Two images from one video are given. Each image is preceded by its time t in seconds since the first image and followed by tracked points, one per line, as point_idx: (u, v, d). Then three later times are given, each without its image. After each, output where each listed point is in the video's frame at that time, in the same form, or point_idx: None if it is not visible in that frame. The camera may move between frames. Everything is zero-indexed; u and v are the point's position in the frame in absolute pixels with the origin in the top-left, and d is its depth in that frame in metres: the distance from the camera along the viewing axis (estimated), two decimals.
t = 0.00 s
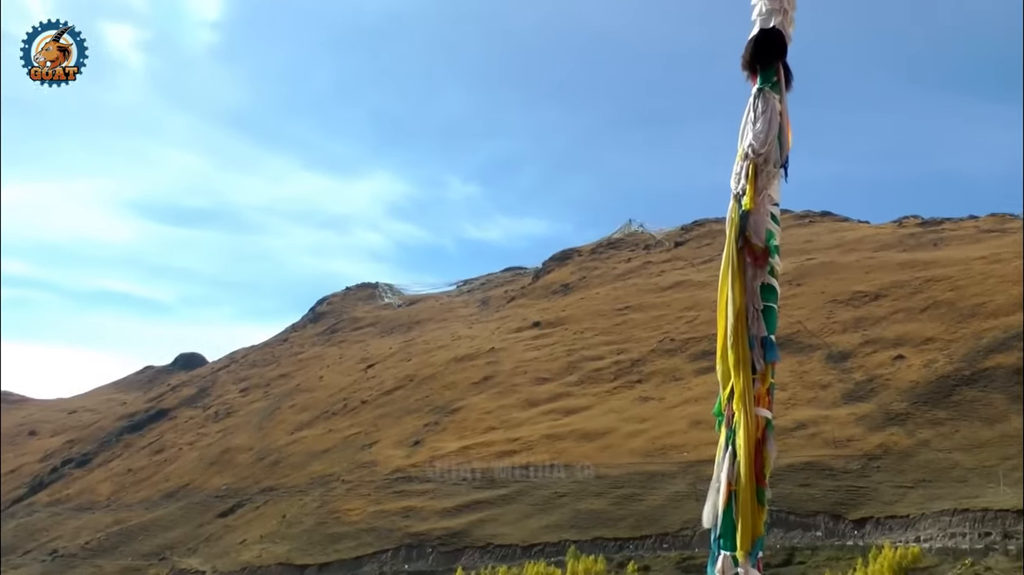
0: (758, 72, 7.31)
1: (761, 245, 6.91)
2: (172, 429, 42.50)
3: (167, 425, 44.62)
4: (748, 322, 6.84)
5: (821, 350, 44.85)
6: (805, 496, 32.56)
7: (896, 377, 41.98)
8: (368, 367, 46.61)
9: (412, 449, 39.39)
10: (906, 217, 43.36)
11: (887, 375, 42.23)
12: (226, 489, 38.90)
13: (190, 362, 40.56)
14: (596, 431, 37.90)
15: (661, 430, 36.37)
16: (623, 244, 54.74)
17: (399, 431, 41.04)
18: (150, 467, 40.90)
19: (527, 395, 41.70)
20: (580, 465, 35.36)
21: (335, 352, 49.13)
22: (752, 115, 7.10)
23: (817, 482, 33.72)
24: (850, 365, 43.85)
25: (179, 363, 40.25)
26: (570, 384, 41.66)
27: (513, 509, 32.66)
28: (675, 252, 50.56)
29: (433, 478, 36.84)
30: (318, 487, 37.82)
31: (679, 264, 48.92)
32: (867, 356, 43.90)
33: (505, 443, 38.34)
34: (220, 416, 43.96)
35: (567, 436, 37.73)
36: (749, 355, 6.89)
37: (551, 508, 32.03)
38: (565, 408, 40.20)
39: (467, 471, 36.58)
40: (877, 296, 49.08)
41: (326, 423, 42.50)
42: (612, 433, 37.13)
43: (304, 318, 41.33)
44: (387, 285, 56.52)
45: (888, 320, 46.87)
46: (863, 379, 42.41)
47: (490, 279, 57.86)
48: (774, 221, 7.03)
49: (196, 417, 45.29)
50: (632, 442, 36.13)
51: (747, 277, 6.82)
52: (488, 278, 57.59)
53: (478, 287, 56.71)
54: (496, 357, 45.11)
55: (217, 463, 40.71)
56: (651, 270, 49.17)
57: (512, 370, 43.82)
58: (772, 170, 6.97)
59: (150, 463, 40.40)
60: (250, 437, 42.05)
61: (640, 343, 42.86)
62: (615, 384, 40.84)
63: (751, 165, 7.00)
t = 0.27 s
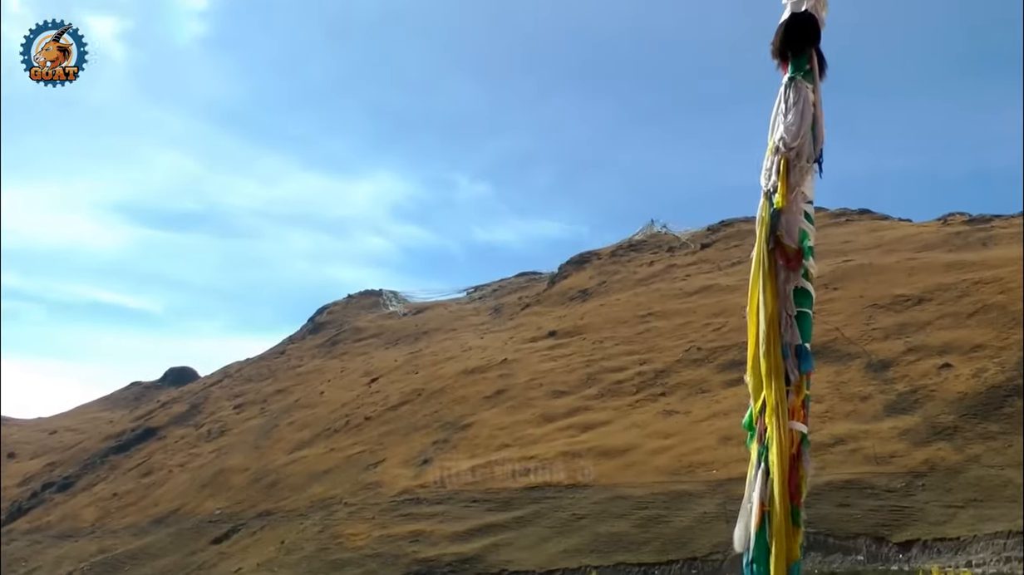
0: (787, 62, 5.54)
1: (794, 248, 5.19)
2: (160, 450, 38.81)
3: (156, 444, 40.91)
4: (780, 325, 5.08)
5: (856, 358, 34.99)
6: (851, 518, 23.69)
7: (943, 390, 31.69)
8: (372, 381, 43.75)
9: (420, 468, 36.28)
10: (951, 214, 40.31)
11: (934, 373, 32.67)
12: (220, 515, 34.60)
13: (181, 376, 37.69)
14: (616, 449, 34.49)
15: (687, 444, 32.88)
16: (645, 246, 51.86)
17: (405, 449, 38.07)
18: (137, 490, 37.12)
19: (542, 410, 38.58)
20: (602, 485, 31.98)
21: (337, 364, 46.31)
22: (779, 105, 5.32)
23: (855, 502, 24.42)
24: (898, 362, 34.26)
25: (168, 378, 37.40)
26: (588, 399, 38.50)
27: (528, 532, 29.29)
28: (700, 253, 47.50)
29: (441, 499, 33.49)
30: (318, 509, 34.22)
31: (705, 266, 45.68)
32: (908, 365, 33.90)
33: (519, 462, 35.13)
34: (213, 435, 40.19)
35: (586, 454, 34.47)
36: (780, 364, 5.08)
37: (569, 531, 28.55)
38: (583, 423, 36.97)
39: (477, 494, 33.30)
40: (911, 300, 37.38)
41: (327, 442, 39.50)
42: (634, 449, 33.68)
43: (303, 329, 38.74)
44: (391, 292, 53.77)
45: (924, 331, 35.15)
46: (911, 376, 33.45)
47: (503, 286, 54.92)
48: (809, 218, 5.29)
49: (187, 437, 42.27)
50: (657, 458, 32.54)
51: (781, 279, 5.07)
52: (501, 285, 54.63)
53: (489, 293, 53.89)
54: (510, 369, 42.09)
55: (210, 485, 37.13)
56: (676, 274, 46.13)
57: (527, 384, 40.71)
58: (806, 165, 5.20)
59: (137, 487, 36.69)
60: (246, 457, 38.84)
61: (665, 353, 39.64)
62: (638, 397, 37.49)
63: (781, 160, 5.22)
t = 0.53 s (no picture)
0: (813, 53, 5.05)
1: (820, 251, 4.69)
2: (135, 474, 35.25)
3: (129, 468, 36.67)
4: (804, 339, 4.60)
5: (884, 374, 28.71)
6: (878, 549, 17.69)
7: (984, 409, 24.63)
8: (365, 398, 40.02)
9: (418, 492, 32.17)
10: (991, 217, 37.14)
11: (977, 405, 25.19)
12: (200, 544, 30.87)
13: (157, 394, 34.87)
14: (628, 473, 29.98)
15: (707, 467, 28.15)
16: (660, 252, 49.00)
17: (400, 472, 34.10)
18: (110, 517, 33.40)
19: (549, 430, 34.65)
20: (612, 510, 26.96)
21: (326, 379, 43.17)
22: (804, 101, 4.82)
23: (886, 530, 18.59)
24: (918, 399, 26.80)
25: (144, 396, 34.65)
26: (598, 417, 34.58)
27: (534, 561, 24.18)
28: (718, 260, 44.78)
29: (439, 527, 28.79)
30: (307, 537, 29.79)
31: (723, 274, 42.98)
32: (943, 383, 26.88)
33: (524, 486, 30.91)
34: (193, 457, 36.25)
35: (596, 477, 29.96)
36: (804, 382, 4.60)
37: (577, 560, 23.33)
38: (595, 444, 32.76)
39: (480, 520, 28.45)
40: (948, 312, 30.74)
41: (316, 463, 35.66)
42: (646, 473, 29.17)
43: (290, 342, 36.06)
44: (384, 303, 51.02)
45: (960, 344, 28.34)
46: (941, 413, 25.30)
47: (505, 295, 52.25)
48: (836, 221, 4.78)
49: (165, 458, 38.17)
50: (671, 483, 27.92)
51: (804, 286, 4.58)
52: (503, 294, 51.82)
53: (491, 303, 51.02)
54: (513, 386, 38.54)
55: (189, 512, 33.21)
56: (692, 283, 43.21)
57: (532, 401, 37.13)
58: (832, 165, 4.72)
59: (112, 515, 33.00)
60: (228, 482, 35.06)
61: (681, 369, 36.02)
62: (651, 416, 33.54)
63: (807, 160, 4.75)
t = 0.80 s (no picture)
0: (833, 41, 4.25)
1: (842, 263, 3.94)
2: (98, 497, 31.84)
3: (90, 491, 32.71)
4: (821, 355, 3.86)
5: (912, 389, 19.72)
6: None
7: None
8: (347, 416, 37.25)
9: (404, 517, 28.11)
10: None
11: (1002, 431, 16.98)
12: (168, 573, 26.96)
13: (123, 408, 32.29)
14: (633, 497, 23.60)
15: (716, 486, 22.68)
16: (665, 259, 46.39)
17: (385, 494, 30.38)
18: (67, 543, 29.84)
19: (545, 450, 30.99)
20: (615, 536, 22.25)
21: (305, 394, 40.45)
22: (823, 96, 4.04)
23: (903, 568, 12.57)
24: (933, 421, 18.32)
25: (108, 412, 32.24)
26: (599, 436, 30.97)
27: None
28: (730, 267, 42.12)
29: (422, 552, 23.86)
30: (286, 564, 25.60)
31: (733, 282, 40.33)
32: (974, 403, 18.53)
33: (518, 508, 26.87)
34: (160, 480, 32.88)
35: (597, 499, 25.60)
36: (822, 403, 3.88)
37: None
38: (594, 466, 28.98)
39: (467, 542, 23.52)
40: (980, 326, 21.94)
41: (293, 486, 32.23)
42: (652, 495, 22.79)
43: (266, 353, 33.37)
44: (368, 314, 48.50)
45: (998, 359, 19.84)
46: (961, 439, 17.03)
47: (500, 303, 49.54)
48: (859, 228, 4.00)
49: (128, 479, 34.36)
50: (679, 507, 21.72)
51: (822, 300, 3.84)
52: (497, 302, 49.28)
53: (483, 314, 48.31)
54: (507, 403, 35.44)
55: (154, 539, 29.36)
56: (701, 292, 40.50)
57: (528, 419, 33.85)
58: (856, 165, 3.91)
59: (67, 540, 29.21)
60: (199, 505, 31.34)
61: (689, 386, 32.78)
62: (656, 436, 29.91)
63: (824, 159, 3.96)
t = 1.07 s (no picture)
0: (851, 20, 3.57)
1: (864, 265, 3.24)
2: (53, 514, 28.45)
3: (44, 509, 29.33)
4: (841, 367, 3.18)
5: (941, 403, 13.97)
6: None
7: None
8: (326, 429, 34.52)
9: (388, 539, 24.63)
10: None
11: None
12: None
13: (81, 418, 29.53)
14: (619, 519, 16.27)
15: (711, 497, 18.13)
16: (671, 261, 43.78)
17: (365, 514, 26.92)
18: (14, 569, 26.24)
19: (541, 467, 27.72)
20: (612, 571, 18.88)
21: (281, 403, 37.82)
22: (842, 82, 3.37)
23: None
24: (958, 441, 12.81)
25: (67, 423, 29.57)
26: (600, 452, 27.78)
27: None
28: (742, 269, 39.49)
29: None
30: None
31: (745, 286, 37.69)
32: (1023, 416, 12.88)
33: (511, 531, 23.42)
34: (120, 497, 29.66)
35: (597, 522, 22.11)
36: (841, 419, 3.20)
37: None
38: (592, 485, 25.60)
39: None
40: None
41: (268, 505, 28.96)
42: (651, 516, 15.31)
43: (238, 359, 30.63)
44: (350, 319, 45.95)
45: None
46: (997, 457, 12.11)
47: (494, 307, 46.81)
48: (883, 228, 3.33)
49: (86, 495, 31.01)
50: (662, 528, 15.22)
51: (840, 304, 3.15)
52: (493, 306, 46.64)
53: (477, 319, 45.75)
54: (500, 415, 32.56)
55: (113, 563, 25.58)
56: (711, 296, 37.70)
57: (522, 432, 30.78)
58: (882, 158, 3.24)
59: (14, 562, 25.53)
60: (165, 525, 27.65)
61: (697, 398, 29.91)
62: (660, 454, 26.70)
63: (846, 151, 3.28)
